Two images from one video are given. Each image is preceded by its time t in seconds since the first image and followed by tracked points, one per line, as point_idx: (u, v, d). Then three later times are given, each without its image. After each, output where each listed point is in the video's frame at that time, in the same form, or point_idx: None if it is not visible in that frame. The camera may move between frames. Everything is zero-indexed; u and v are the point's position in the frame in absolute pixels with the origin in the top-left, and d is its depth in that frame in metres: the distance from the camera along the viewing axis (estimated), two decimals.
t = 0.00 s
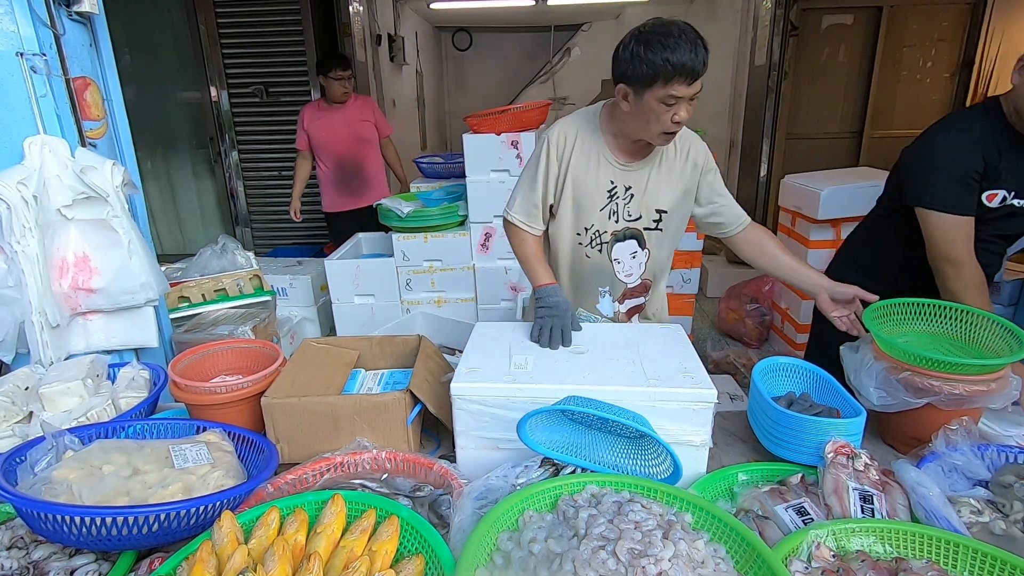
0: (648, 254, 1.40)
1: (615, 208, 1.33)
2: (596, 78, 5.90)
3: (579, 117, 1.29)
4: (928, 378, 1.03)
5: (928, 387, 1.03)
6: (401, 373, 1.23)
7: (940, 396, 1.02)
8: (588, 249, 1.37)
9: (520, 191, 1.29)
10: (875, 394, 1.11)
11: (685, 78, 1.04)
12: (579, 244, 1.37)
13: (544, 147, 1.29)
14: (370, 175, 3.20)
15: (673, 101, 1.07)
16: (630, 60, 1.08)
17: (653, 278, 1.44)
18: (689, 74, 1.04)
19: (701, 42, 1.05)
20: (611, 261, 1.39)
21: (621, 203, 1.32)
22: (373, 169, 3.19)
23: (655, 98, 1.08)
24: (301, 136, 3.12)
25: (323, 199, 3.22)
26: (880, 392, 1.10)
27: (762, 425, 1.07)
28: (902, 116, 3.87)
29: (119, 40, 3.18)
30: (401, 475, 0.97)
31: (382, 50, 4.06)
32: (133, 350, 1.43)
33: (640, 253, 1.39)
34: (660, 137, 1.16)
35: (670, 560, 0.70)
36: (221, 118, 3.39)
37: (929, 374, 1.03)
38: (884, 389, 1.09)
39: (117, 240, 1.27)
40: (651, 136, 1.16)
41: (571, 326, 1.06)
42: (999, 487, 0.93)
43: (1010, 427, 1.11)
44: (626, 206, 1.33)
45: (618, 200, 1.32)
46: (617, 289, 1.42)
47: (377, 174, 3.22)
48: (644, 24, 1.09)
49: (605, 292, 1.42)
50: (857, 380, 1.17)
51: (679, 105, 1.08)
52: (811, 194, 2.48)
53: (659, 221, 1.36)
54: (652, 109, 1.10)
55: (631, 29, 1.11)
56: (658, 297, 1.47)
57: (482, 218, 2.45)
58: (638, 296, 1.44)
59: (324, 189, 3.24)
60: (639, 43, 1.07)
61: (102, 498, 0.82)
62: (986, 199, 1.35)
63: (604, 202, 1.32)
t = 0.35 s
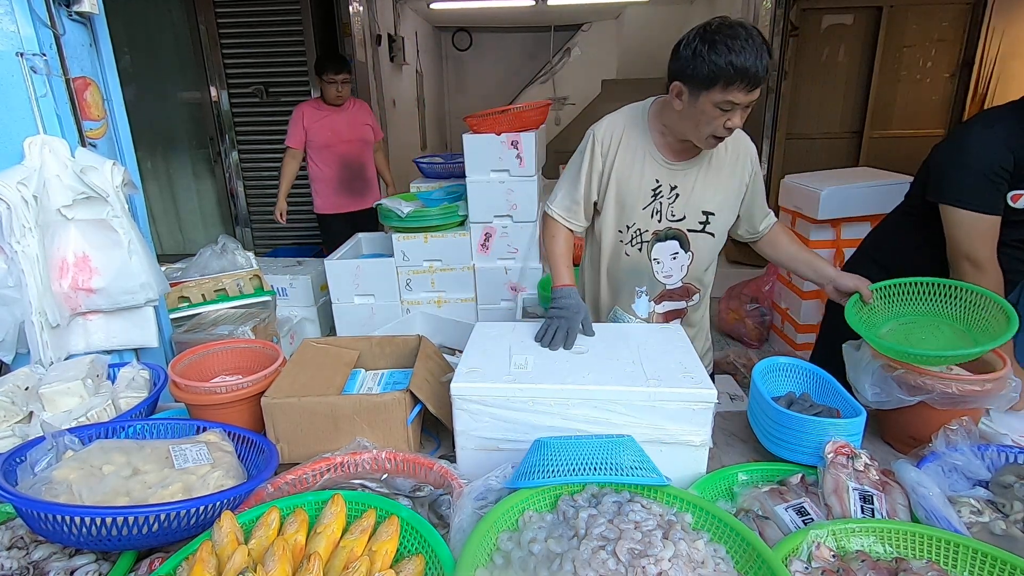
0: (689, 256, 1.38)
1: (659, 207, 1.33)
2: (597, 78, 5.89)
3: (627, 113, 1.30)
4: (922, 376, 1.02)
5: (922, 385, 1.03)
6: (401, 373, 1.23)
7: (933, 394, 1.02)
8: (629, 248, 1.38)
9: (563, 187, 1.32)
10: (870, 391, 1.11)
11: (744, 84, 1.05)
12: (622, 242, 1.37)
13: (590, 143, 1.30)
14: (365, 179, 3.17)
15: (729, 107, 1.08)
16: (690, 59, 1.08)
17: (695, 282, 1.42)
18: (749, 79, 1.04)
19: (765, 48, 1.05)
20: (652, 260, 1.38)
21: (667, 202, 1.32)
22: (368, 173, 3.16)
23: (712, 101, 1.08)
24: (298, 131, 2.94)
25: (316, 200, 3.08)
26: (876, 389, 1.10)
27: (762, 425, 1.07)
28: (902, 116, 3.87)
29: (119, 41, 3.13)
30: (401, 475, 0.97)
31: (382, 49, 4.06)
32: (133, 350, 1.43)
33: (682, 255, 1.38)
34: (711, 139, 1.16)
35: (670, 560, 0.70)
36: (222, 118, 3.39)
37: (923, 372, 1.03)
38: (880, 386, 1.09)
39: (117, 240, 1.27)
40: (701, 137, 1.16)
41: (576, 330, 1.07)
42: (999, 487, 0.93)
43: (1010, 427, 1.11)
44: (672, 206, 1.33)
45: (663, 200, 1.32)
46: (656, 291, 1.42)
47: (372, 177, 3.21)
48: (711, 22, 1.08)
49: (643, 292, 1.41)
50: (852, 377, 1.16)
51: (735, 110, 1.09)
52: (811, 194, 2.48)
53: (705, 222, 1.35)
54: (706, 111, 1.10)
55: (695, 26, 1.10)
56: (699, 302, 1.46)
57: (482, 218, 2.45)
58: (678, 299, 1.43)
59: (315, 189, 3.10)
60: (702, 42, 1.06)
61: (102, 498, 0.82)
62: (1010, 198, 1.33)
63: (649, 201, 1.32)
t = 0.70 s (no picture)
0: (705, 256, 1.38)
1: (678, 206, 1.32)
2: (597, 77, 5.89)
3: (648, 112, 1.30)
4: (922, 376, 1.02)
5: (922, 385, 1.02)
6: (401, 373, 1.23)
7: (933, 394, 1.02)
8: (646, 247, 1.37)
9: (580, 185, 1.32)
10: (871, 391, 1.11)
11: (781, 85, 1.05)
12: (639, 240, 1.36)
13: (610, 141, 1.29)
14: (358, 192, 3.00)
15: (764, 108, 1.08)
16: (727, 59, 1.06)
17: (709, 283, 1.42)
18: (787, 80, 1.04)
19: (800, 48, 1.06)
20: (668, 259, 1.37)
21: (686, 201, 1.32)
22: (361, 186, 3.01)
23: (749, 101, 1.08)
24: (290, 137, 2.72)
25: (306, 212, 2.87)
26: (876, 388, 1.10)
27: (762, 424, 1.07)
28: (902, 116, 3.86)
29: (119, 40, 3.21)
30: (401, 475, 0.97)
31: (382, 49, 4.06)
32: (133, 351, 1.43)
33: (699, 254, 1.37)
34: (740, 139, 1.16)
35: (670, 560, 0.70)
36: (222, 118, 3.38)
37: (923, 372, 1.02)
38: (880, 386, 1.09)
39: (117, 240, 1.28)
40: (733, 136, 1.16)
41: (578, 330, 1.07)
42: (999, 487, 0.93)
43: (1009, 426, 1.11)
44: (690, 205, 1.32)
45: (682, 199, 1.32)
46: (671, 291, 1.41)
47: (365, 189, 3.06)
48: (745, 23, 1.08)
49: (657, 290, 1.41)
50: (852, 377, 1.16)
51: (769, 111, 1.09)
52: (811, 193, 2.48)
53: (722, 222, 1.35)
54: (740, 112, 1.10)
55: (728, 25, 1.09)
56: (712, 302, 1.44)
57: (482, 218, 2.45)
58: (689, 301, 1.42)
59: (305, 199, 2.85)
60: (739, 42, 1.05)
61: (102, 498, 0.82)
62: (969, 172, 1.33)
63: (668, 199, 1.32)
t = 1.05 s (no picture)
0: (705, 258, 1.38)
1: (682, 208, 1.32)
2: (597, 77, 5.90)
3: (659, 113, 1.30)
4: (922, 376, 1.02)
5: (922, 385, 1.02)
6: (401, 373, 1.23)
7: (933, 394, 1.02)
8: (647, 248, 1.37)
9: (588, 183, 1.31)
10: (870, 390, 1.11)
11: (782, 92, 1.04)
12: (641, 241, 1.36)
13: (619, 140, 1.29)
14: (333, 197, 2.76)
15: (765, 114, 1.07)
16: (728, 62, 1.06)
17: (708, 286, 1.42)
18: (788, 87, 1.03)
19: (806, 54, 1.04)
20: (668, 261, 1.37)
21: (690, 203, 1.31)
22: (337, 191, 2.76)
23: (751, 106, 1.07)
24: (255, 139, 2.50)
25: (273, 221, 2.64)
26: (876, 388, 1.10)
27: (762, 425, 1.08)
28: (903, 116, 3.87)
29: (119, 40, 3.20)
30: (401, 475, 0.97)
31: (382, 49, 4.06)
32: (133, 350, 1.43)
33: (699, 257, 1.37)
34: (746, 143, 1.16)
35: (670, 560, 0.70)
36: (222, 118, 3.38)
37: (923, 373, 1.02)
38: (880, 386, 1.09)
39: (117, 240, 1.28)
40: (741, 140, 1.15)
41: (580, 331, 1.06)
42: (999, 487, 0.93)
43: (1008, 426, 1.11)
44: (694, 208, 1.32)
45: (686, 201, 1.31)
46: (670, 292, 1.41)
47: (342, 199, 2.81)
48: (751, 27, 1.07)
49: (656, 291, 1.41)
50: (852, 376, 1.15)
51: (770, 118, 1.08)
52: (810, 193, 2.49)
53: (725, 227, 1.34)
54: (740, 117, 1.10)
55: (735, 28, 1.08)
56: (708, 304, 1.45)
57: (482, 218, 2.45)
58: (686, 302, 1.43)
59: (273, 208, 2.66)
60: (741, 46, 1.05)
61: (101, 498, 0.82)
62: (922, 163, 1.38)
63: (673, 201, 1.31)
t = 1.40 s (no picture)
0: (697, 257, 1.37)
1: (674, 206, 1.31)
2: (597, 77, 5.90)
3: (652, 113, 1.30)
4: (922, 377, 1.02)
5: (922, 385, 1.02)
6: (401, 373, 1.23)
7: (933, 394, 1.02)
8: (638, 246, 1.37)
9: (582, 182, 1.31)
10: (870, 390, 1.10)
11: (667, 59, 1.09)
12: (632, 239, 1.37)
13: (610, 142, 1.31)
14: (319, 205, 2.57)
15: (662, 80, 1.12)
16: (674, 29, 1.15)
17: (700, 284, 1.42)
18: (673, 57, 1.07)
19: (714, 41, 1.05)
20: (659, 258, 1.37)
21: (681, 201, 1.31)
22: (321, 198, 2.57)
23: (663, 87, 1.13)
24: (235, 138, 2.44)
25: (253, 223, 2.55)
26: (876, 388, 1.09)
27: (762, 425, 1.08)
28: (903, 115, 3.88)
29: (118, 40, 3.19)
30: (401, 475, 0.97)
31: (382, 49, 4.06)
32: (133, 351, 1.43)
33: (690, 255, 1.36)
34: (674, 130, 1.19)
35: (670, 560, 0.70)
36: (222, 118, 3.38)
37: (923, 373, 1.02)
38: (880, 386, 1.08)
39: (117, 240, 1.28)
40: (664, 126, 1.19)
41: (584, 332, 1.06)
42: (999, 487, 0.93)
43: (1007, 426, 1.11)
44: (686, 206, 1.31)
45: (677, 199, 1.31)
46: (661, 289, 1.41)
47: (329, 209, 2.61)
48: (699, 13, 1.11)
49: (648, 289, 1.41)
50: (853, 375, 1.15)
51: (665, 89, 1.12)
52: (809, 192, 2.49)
53: (718, 224, 1.33)
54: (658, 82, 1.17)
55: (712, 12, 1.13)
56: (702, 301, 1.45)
57: (482, 218, 2.45)
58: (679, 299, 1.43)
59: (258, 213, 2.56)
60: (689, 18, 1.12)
61: (101, 498, 0.82)
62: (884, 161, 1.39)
63: (663, 199, 1.31)
